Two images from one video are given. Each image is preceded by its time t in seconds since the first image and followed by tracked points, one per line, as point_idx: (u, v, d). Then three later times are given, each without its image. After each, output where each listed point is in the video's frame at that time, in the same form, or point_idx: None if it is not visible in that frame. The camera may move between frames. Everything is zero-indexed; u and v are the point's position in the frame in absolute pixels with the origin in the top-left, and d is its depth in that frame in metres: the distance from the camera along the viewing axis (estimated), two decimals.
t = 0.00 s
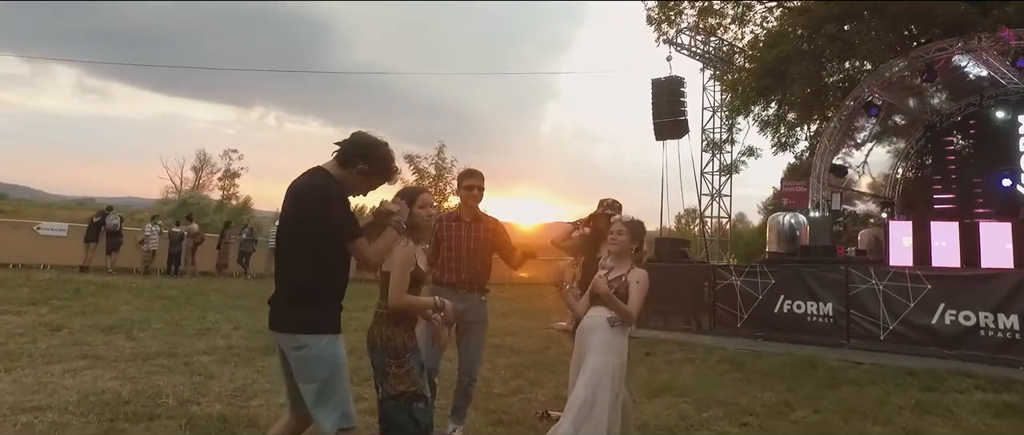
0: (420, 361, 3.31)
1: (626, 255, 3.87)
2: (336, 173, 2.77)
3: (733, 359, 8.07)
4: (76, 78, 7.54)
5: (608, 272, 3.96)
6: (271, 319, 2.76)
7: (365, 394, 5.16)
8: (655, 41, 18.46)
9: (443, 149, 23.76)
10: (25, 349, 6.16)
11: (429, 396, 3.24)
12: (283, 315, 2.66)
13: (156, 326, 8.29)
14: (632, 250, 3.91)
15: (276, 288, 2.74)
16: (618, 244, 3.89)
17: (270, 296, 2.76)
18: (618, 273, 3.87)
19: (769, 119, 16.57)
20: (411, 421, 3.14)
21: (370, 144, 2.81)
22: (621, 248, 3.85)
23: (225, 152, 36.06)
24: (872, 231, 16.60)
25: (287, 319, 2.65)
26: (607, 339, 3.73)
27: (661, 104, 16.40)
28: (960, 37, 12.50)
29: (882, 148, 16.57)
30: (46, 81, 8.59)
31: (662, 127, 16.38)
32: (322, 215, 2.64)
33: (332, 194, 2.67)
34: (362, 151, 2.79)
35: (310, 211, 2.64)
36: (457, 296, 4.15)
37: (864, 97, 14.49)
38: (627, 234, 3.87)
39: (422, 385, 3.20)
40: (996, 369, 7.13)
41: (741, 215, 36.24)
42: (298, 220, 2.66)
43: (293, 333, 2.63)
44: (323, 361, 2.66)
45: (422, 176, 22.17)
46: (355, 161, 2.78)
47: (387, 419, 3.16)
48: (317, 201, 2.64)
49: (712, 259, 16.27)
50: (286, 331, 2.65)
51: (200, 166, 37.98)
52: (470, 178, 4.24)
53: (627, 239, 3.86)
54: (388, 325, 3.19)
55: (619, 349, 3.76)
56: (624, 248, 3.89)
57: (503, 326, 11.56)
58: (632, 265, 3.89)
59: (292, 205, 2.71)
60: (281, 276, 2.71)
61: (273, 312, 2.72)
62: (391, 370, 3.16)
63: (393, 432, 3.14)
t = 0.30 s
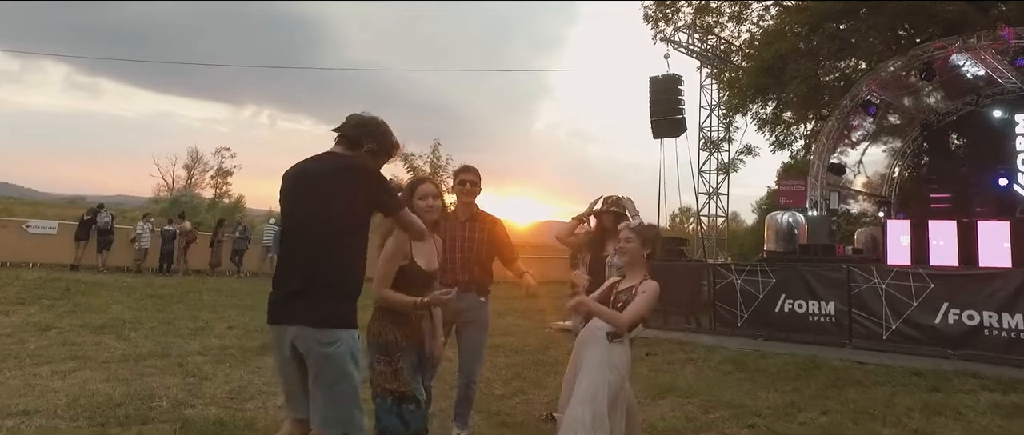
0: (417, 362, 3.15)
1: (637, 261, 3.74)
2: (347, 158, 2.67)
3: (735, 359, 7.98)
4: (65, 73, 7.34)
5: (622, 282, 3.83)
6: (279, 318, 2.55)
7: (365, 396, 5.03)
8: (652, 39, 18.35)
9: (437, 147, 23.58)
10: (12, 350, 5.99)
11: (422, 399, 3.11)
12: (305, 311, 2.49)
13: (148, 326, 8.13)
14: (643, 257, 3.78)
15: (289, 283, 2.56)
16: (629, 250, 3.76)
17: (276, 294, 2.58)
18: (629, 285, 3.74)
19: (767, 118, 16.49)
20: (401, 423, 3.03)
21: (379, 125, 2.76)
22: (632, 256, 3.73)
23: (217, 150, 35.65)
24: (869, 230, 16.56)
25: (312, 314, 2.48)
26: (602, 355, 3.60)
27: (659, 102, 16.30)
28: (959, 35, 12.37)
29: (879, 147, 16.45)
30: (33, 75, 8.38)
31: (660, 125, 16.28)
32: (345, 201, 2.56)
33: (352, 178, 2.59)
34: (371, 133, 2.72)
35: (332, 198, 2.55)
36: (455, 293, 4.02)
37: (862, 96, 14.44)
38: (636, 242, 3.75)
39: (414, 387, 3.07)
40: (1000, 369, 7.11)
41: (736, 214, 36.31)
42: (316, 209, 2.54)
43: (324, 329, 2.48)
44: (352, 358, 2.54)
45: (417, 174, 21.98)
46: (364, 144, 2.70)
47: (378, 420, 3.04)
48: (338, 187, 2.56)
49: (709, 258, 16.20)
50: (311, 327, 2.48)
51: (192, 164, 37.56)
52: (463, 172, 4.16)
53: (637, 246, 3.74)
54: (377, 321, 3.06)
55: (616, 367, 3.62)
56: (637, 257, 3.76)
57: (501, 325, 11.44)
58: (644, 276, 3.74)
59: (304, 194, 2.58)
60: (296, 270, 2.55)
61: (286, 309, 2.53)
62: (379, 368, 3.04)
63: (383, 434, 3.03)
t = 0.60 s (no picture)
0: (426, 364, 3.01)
1: (641, 262, 3.60)
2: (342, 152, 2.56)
3: (733, 358, 7.93)
4: (49, 67, 7.14)
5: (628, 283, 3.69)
6: (282, 321, 2.42)
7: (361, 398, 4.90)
8: (646, 37, 18.29)
9: (430, 144, 23.41)
10: None
11: (431, 402, 3.01)
12: (314, 313, 2.37)
13: (137, 326, 7.94)
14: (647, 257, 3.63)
15: (292, 285, 2.44)
16: (633, 251, 3.62)
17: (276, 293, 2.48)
18: (635, 288, 3.58)
19: (762, 116, 16.48)
20: (406, 426, 2.94)
21: (369, 117, 2.64)
22: (636, 257, 3.59)
23: (206, 147, 35.16)
24: (862, 228, 16.59)
25: (323, 317, 2.37)
26: (603, 363, 3.49)
27: (654, 99, 16.23)
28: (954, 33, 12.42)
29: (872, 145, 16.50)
30: (17, 70, 8.18)
31: (654, 122, 16.20)
32: (345, 198, 2.45)
33: (351, 173, 2.48)
34: (362, 125, 2.61)
35: (330, 195, 2.44)
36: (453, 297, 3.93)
37: (856, 94, 14.47)
38: (640, 241, 3.60)
39: (421, 389, 2.97)
40: (999, 367, 7.14)
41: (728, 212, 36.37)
42: (315, 207, 2.43)
43: (341, 333, 2.38)
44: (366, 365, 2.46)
45: (408, 171, 21.80)
46: (356, 136, 2.59)
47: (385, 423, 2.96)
48: (336, 184, 2.45)
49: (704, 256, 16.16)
50: (323, 331, 2.37)
51: (180, 161, 37.06)
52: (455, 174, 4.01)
53: (641, 247, 3.59)
54: (380, 324, 2.96)
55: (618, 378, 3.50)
56: (642, 256, 3.62)
57: (495, 324, 11.33)
58: (651, 278, 3.59)
59: (301, 192, 2.46)
60: (302, 271, 2.43)
61: (290, 313, 2.41)
62: (386, 371, 2.95)
63: None
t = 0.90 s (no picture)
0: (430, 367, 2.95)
1: (631, 248, 3.48)
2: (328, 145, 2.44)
3: (722, 355, 7.93)
4: (23, 58, 6.91)
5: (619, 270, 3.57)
6: (277, 325, 2.31)
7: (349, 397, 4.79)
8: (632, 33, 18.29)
9: (414, 140, 23.21)
10: None
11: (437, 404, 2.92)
12: (312, 317, 2.28)
13: (115, 324, 7.73)
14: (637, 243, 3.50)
15: (287, 287, 2.33)
16: (624, 236, 3.50)
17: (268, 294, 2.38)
18: (627, 275, 3.48)
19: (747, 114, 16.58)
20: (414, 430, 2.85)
21: (354, 107, 2.52)
22: (627, 243, 3.48)
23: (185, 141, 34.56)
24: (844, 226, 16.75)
25: (325, 322, 2.28)
26: (593, 353, 3.41)
27: (640, 96, 16.23)
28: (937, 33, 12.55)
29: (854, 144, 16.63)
30: None
31: (640, 119, 16.22)
32: (331, 190, 2.34)
33: (340, 167, 2.37)
34: (348, 116, 2.49)
35: (317, 190, 2.33)
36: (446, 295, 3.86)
37: (840, 92, 14.51)
38: (630, 226, 3.48)
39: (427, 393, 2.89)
40: (983, 363, 7.24)
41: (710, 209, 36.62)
42: (301, 201, 2.33)
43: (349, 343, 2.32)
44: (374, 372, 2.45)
45: (392, 167, 21.59)
46: (343, 128, 2.47)
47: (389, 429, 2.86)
48: (324, 178, 2.34)
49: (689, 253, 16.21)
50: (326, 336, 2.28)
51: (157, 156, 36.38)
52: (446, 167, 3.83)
53: (631, 231, 3.48)
54: (383, 327, 2.86)
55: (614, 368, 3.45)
56: (633, 242, 3.50)
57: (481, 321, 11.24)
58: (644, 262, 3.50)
59: (289, 187, 2.34)
60: (296, 273, 2.33)
61: (284, 314, 2.31)
62: (390, 379, 2.85)
63: None
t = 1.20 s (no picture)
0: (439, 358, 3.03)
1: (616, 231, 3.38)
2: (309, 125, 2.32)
3: (707, 347, 7.93)
4: None
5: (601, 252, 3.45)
6: (265, 314, 2.20)
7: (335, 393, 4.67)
8: (615, 26, 18.24)
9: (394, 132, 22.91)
10: None
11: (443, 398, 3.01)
12: (298, 302, 2.16)
13: (88, 319, 7.47)
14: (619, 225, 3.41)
15: (273, 273, 2.22)
16: (609, 218, 3.41)
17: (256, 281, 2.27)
18: (612, 260, 3.34)
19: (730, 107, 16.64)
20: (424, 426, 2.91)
21: (333, 84, 2.38)
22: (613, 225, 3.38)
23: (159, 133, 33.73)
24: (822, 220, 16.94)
25: (312, 307, 2.16)
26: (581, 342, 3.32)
27: (624, 89, 16.18)
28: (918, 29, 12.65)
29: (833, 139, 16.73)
30: None
31: (623, 112, 16.19)
32: (311, 171, 2.23)
33: (320, 147, 2.25)
34: (326, 93, 2.35)
35: (297, 172, 2.23)
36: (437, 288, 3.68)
37: (824, 86, 14.40)
38: (615, 208, 3.40)
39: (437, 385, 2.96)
40: (964, 354, 7.36)
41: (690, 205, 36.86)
42: (282, 184, 2.23)
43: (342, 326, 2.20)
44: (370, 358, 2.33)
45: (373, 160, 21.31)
46: (323, 107, 2.34)
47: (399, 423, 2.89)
48: (303, 160, 2.24)
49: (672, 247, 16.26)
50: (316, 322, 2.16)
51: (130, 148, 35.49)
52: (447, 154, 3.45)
53: (618, 212, 3.40)
54: (389, 319, 2.84)
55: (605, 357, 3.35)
56: (619, 225, 3.40)
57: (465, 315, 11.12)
58: (629, 245, 3.38)
59: (269, 171, 2.24)
60: (281, 258, 2.22)
61: (270, 303, 2.19)
62: (412, 367, 2.89)
63: None
